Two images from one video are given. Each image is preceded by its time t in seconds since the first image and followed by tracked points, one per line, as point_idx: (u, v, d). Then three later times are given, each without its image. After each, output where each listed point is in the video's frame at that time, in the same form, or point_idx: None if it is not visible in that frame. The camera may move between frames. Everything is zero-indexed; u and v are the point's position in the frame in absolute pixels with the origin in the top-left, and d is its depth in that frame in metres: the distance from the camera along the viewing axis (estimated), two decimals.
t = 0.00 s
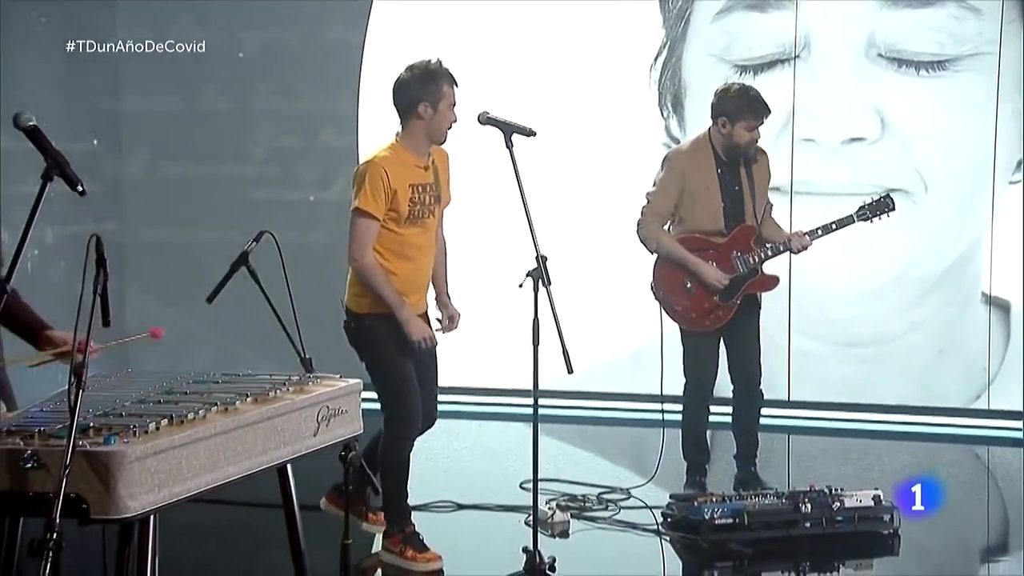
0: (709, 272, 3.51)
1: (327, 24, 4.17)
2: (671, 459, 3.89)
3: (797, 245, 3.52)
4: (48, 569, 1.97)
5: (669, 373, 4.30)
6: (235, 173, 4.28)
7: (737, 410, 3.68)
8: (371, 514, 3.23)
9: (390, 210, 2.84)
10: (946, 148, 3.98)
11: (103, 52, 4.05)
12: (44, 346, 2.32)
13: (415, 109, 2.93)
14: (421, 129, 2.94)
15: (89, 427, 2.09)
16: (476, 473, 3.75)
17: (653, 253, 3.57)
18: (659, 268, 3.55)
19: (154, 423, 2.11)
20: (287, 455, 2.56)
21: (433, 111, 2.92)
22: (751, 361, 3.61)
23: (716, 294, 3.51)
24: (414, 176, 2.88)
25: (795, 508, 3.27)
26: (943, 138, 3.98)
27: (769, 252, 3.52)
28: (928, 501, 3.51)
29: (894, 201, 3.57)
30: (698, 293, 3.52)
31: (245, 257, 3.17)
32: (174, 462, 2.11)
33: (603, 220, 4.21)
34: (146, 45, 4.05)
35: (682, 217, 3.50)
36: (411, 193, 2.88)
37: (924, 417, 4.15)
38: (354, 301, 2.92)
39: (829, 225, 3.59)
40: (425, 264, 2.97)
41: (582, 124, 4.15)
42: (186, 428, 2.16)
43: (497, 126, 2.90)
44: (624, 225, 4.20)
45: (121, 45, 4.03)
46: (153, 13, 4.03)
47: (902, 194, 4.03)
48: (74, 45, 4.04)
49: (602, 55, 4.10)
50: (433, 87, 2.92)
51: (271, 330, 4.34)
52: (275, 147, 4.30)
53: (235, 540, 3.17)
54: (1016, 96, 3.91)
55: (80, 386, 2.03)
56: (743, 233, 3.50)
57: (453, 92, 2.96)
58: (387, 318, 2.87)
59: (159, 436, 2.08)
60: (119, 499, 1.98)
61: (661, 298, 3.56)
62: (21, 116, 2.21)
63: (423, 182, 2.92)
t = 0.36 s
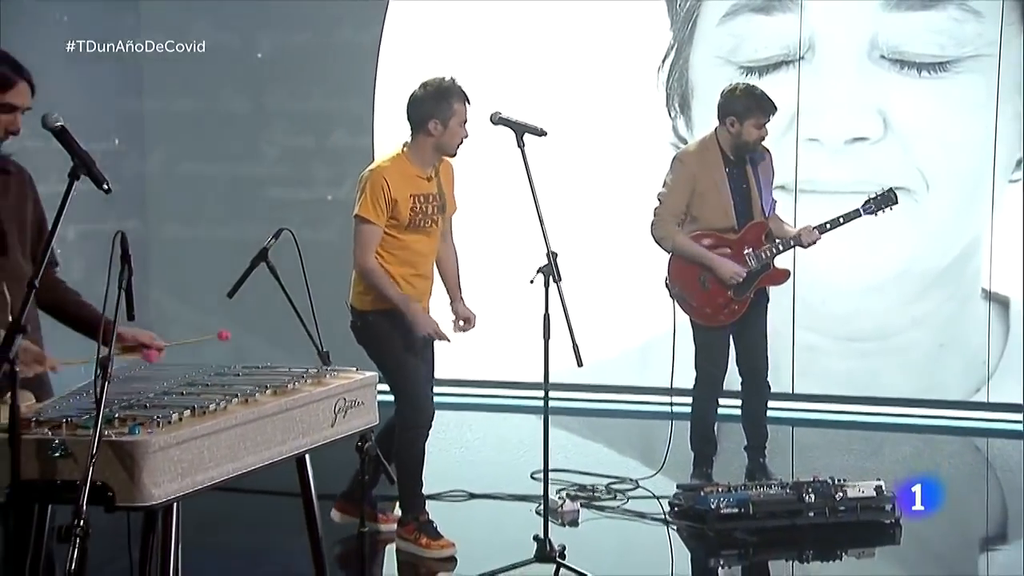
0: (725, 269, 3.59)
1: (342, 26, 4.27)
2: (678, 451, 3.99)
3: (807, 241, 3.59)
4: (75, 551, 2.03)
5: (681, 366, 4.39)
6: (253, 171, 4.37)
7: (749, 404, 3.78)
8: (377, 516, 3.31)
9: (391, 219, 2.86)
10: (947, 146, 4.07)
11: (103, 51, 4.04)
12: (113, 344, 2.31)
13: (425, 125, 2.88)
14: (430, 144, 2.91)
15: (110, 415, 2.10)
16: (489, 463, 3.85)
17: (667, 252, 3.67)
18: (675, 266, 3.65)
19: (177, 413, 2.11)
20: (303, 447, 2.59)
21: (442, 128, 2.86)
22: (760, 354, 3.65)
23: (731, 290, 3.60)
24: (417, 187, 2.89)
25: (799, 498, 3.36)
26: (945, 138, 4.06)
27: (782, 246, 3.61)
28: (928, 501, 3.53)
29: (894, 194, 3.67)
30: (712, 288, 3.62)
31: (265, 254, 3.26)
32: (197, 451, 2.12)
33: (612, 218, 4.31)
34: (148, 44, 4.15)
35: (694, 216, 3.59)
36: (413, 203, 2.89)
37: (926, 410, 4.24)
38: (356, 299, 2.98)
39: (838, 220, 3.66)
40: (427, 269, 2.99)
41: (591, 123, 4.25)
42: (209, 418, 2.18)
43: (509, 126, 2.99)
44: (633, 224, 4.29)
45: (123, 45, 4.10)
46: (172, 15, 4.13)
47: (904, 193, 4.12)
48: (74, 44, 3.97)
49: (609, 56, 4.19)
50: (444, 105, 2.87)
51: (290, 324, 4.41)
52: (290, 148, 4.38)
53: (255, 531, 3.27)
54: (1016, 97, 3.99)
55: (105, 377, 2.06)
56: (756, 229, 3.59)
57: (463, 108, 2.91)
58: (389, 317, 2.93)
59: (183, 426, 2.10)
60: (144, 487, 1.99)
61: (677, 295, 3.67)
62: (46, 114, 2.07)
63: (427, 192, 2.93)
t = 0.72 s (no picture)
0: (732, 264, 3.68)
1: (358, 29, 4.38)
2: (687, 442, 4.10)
3: (818, 237, 3.72)
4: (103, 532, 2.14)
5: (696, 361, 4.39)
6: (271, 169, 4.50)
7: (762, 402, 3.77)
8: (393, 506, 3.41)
9: (390, 198, 3.14)
10: (950, 147, 4.20)
11: (103, 52, 4.01)
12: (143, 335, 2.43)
13: (414, 114, 3.22)
14: (420, 131, 3.22)
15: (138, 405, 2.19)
16: (502, 453, 3.97)
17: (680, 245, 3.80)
18: (687, 260, 3.77)
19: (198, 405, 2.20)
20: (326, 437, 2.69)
21: (429, 114, 3.21)
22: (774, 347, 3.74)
23: (739, 284, 3.70)
24: (410, 167, 3.18)
25: (805, 489, 3.44)
26: (947, 138, 4.19)
27: (790, 242, 3.69)
28: (928, 502, 3.57)
29: (909, 192, 3.77)
30: (724, 282, 3.72)
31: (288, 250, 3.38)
32: (219, 441, 2.22)
33: (622, 217, 4.42)
34: (146, 45, 4.07)
35: (706, 214, 3.68)
36: (409, 184, 3.17)
37: (928, 403, 4.36)
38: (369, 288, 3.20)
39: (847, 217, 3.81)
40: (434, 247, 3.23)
41: (601, 123, 4.34)
42: (231, 411, 2.27)
43: (522, 126, 3.09)
44: (643, 222, 4.40)
45: (121, 46, 4.01)
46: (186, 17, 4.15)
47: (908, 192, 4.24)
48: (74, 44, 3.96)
49: (619, 58, 4.25)
50: (432, 93, 3.23)
51: (306, 317, 4.44)
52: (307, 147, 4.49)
53: (276, 520, 3.38)
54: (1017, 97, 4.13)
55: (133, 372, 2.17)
56: (765, 225, 3.66)
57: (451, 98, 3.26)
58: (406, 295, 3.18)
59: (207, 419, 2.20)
60: (167, 478, 2.09)
61: (691, 288, 3.78)
62: (72, 117, 2.22)
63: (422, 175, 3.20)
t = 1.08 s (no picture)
0: (735, 255, 3.78)
1: (371, 28, 4.51)
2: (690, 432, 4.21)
3: (817, 232, 3.77)
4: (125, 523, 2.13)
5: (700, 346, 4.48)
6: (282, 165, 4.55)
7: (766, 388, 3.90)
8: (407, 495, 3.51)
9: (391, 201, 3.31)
10: (950, 144, 4.28)
11: (102, 52, 3.90)
12: (167, 323, 2.50)
13: (422, 124, 3.37)
14: (425, 142, 3.38)
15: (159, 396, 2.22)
16: (510, 444, 4.09)
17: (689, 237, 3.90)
18: (696, 251, 3.89)
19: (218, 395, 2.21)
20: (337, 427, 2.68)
21: (436, 127, 3.35)
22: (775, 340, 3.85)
23: (740, 276, 3.80)
24: (414, 174, 3.35)
25: (807, 477, 3.55)
26: (948, 136, 4.28)
27: (794, 237, 3.76)
28: (929, 502, 3.58)
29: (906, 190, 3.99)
30: (726, 274, 3.83)
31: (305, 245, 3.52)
32: (237, 431, 2.22)
33: (628, 212, 4.51)
34: (147, 45, 4.04)
35: (718, 206, 3.79)
36: (410, 190, 3.34)
37: (926, 394, 4.50)
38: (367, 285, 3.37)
39: (847, 213, 3.90)
40: (430, 251, 3.41)
41: (609, 121, 4.44)
42: (248, 400, 2.27)
43: (532, 123, 3.17)
44: (649, 218, 4.50)
45: (123, 46, 3.97)
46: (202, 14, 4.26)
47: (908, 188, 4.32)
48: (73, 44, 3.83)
49: (627, 58, 4.37)
50: (439, 106, 3.37)
51: (316, 307, 4.44)
52: (316, 144, 4.55)
53: (294, 509, 3.49)
54: (1016, 97, 4.22)
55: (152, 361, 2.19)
56: (769, 219, 3.74)
57: (459, 113, 3.39)
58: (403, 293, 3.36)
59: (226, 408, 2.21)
60: (188, 464, 2.08)
61: (697, 278, 3.89)
62: (97, 114, 2.24)
63: (422, 182, 3.37)
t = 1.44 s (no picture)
0: (731, 245, 3.90)
1: (376, 28, 4.54)
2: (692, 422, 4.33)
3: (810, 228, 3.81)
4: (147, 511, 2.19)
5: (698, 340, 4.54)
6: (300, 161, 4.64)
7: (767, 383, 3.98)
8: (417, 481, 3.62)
9: (403, 183, 3.56)
10: (948, 141, 4.45)
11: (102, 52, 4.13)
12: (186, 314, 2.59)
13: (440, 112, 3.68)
14: (442, 129, 3.67)
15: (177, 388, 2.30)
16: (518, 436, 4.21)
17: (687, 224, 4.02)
18: (694, 240, 4.01)
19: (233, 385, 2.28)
20: (350, 416, 2.73)
21: (453, 114, 3.66)
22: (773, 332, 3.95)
23: (736, 266, 3.91)
24: (428, 162, 3.62)
25: (807, 466, 3.64)
26: (946, 133, 4.44)
27: (787, 231, 3.85)
28: (931, 501, 3.59)
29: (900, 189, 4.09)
30: (722, 264, 3.96)
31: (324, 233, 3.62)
32: (250, 420, 2.27)
33: (634, 208, 4.63)
34: (146, 45, 4.19)
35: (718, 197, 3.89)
36: (422, 176, 3.60)
37: (923, 384, 4.67)
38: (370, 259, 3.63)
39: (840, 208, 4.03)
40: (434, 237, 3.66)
41: (615, 118, 4.55)
42: (261, 390, 2.32)
43: (538, 121, 3.26)
44: (654, 214, 4.61)
45: (121, 45, 4.16)
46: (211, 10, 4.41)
47: (908, 183, 4.49)
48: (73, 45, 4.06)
49: (632, 57, 4.48)
50: (457, 96, 3.69)
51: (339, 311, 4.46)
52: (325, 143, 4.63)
53: (307, 500, 3.61)
54: (1012, 97, 4.41)
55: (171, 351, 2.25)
56: (765, 212, 3.83)
57: (474, 101, 3.71)
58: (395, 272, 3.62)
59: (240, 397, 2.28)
60: (206, 453, 2.15)
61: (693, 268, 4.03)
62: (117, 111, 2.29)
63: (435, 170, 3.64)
